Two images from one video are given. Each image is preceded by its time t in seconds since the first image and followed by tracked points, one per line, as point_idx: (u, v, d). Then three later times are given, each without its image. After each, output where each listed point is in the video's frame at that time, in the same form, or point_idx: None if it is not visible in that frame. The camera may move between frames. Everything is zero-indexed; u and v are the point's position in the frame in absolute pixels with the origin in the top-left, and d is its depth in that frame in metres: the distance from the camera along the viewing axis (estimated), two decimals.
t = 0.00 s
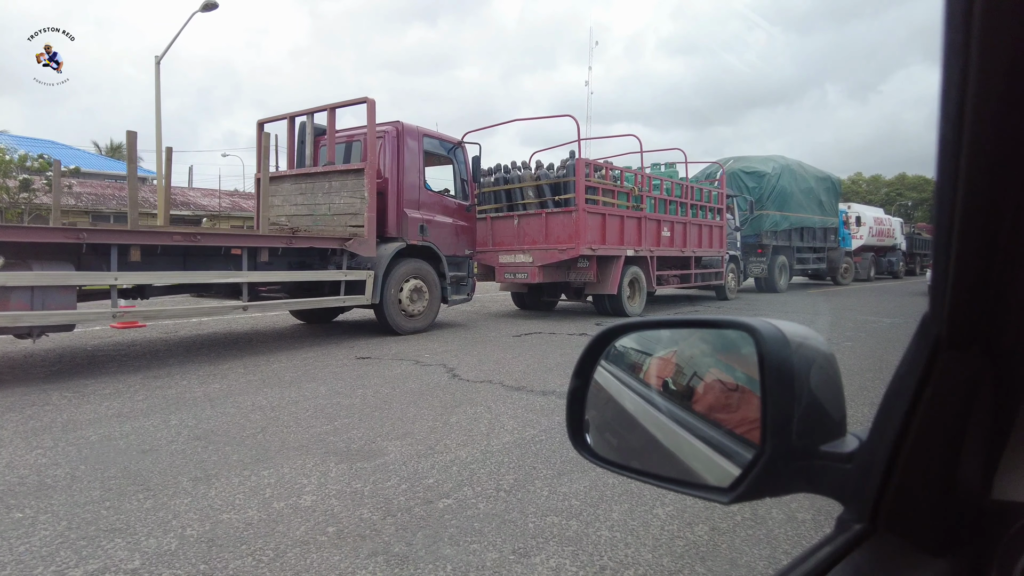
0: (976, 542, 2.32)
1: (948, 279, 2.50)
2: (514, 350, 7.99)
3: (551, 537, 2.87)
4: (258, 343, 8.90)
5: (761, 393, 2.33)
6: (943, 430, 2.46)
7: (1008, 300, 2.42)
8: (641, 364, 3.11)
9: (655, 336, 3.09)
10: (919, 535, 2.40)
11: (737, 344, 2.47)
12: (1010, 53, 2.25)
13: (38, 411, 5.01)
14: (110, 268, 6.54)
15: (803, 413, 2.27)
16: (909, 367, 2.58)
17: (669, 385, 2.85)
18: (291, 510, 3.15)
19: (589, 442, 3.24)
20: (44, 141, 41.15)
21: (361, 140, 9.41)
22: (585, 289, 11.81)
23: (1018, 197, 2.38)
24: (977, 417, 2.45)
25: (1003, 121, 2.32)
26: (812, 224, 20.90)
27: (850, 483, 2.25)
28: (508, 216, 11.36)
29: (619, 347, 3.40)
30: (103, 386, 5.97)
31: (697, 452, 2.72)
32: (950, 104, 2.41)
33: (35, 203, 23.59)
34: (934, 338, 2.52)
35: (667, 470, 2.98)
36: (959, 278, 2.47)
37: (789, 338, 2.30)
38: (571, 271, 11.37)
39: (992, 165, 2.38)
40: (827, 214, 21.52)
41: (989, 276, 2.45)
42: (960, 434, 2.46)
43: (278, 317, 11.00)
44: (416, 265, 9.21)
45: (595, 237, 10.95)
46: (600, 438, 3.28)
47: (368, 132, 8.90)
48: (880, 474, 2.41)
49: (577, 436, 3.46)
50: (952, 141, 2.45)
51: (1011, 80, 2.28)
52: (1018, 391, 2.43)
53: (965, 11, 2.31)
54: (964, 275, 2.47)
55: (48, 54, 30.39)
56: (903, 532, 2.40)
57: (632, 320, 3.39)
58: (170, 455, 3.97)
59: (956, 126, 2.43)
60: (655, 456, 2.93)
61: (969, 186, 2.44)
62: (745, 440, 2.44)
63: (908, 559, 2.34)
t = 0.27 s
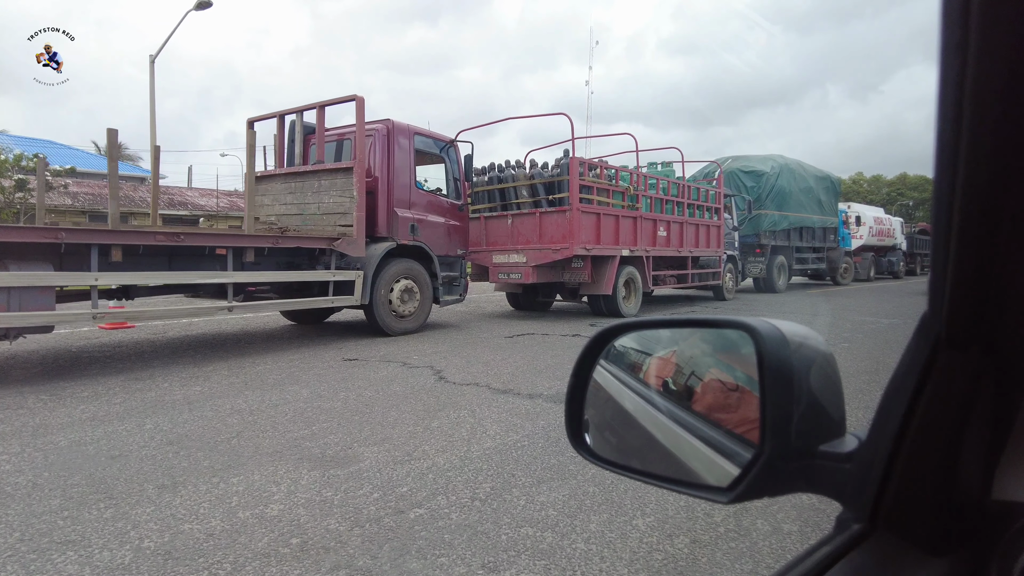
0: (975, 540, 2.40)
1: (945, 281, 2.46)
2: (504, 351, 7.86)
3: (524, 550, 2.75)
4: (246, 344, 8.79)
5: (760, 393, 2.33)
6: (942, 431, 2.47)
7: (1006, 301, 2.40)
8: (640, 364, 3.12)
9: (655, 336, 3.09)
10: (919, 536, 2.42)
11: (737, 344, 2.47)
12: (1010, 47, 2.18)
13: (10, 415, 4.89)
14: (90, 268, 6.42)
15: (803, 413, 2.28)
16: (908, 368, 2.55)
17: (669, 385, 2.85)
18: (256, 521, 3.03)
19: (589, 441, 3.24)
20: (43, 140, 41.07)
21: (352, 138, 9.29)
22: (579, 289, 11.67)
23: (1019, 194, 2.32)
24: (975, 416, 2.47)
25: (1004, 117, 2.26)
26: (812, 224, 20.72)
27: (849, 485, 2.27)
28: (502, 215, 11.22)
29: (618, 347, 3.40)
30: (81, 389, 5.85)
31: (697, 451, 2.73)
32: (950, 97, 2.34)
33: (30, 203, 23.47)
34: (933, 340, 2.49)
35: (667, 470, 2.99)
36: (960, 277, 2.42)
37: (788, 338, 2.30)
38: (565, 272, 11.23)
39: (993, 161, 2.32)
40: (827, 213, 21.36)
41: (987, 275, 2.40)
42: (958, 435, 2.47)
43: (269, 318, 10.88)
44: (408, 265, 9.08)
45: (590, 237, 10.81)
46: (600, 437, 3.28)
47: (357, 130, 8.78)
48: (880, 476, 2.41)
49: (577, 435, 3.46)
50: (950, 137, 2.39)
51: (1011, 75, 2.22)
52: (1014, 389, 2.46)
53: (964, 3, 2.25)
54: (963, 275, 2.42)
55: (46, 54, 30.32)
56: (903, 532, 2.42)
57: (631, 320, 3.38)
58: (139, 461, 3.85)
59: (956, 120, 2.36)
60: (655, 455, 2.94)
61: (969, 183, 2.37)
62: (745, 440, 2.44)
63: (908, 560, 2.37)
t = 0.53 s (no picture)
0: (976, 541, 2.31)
1: (946, 279, 2.33)
2: (493, 353, 7.70)
3: (487, 569, 2.59)
4: (231, 346, 8.64)
5: (761, 392, 2.28)
6: (945, 431, 2.34)
7: (1010, 301, 2.25)
8: (642, 364, 3.08)
9: (658, 336, 3.06)
10: (922, 538, 2.32)
11: (738, 343, 2.43)
12: (1010, 47, 2.08)
13: None
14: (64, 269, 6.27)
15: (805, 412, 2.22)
16: (911, 366, 2.41)
17: (671, 385, 2.81)
18: (209, 535, 2.88)
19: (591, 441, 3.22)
20: (41, 141, 41.02)
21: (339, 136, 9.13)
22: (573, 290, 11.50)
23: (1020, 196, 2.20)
24: (977, 417, 2.35)
25: (1004, 118, 2.15)
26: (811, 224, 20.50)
27: (849, 486, 2.18)
28: (494, 215, 11.05)
29: (620, 347, 3.37)
30: (53, 392, 5.71)
31: (697, 451, 2.68)
32: (951, 95, 2.23)
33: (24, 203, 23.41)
34: (934, 338, 2.34)
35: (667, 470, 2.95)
36: (960, 279, 2.29)
37: (790, 337, 2.25)
38: (558, 272, 11.05)
39: (993, 161, 2.20)
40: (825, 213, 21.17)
41: (989, 273, 2.26)
42: (960, 435, 2.36)
43: (258, 319, 10.74)
44: (396, 266, 8.92)
45: (582, 236, 10.64)
46: (601, 437, 3.26)
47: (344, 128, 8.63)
48: (881, 478, 2.29)
49: (577, 435, 3.45)
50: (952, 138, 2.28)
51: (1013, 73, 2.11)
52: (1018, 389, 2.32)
53: None
54: (965, 274, 2.28)
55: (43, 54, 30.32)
56: (904, 534, 2.33)
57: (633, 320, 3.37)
58: (98, 469, 3.70)
59: (956, 118, 2.25)
60: (655, 454, 2.90)
61: (969, 185, 2.25)
62: (746, 439, 2.38)
63: (911, 565, 2.27)
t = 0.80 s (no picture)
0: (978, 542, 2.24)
1: (948, 278, 2.30)
2: (477, 356, 7.50)
3: None
4: (212, 348, 8.47)
5: (760, 392, 2.21)
6: (947, 429, 2.30)
7: (1011, 301, 2.24)
8: (642, 363, 3.01)
9: (658, 335, 2.98)
10: (923, 537, 2.25)
11: (738, 343, 2.36)
12: (1009, 53, 2.09)
13: None
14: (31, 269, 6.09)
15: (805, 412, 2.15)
16: (912, 363, 2.37)
17: (671, 385, 2.74)
18: (144, 553, 2.70)
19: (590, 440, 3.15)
20: (37, 140, 40.88)
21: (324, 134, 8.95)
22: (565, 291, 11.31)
23: (1017, 200, 2.21)
24: (979, 416, 2.31)
25: (1003, 121, 2.16)
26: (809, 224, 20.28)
27: (851, 487, 2.11)
28: (484, 215, 10.86)
29: (620, 346, 3.31)
30: (17, 396, 5.53)
31: (697, 451, 2.61)
32: (951, 97, 2.23)
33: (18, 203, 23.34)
34: (935, 336, 2.31)
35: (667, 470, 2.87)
36: (960, 280, 2.27)
37: (790, 336, 2.18)
38: (549, 273, 10.85)
39: (993, 163, 2.20)
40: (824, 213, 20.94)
41: (991, 272, 2.25)
42: (962, 433, 2.31)
43: (244, 320, 10.57)
44: (382, 266, 8.73)
45: (573, 236, 10.45)
46: (599, 437, 3.19)
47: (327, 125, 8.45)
48: (883, 477, 2.23)
49: (577, 435, 3.38)
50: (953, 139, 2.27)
51: (1011, 78, 2.12)
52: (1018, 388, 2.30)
53: None
54: (965, 273, 2.26)
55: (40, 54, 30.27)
56: (906, 533, 2.25)
57: (633, 319, 3.30)
58: (43, 480, 3.53)
59: (956, 121, 2.25)
60: (655, 454, 2.83)
61: (969, 188, 2.25)
62: (746, 440, 2.31)
63: (913, 565, 2.20)
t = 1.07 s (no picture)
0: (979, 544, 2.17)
1: (950, 279, 2.17)
2: (463, 358, 7.34)
3: None
4: (195, 350, 8.32)
5: (761, 392, 2.15)
6: (948, 431, 2.22)
7: (1014, 301, 2.14)
8: (642, 364, 2.96)
9: (657, 335, 2.91)
10: (925, 540, 2.18)
11: (738, 343, 2.31)
12: (1013, 51, 1.92)
13: None
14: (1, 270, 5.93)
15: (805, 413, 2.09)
16: (911, 365, 2.28)
17: (671, 385, 2.69)
18: (83, 571, 2.55)
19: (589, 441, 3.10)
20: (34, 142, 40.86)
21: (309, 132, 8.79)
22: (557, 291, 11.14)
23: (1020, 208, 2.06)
24: (980, 416, 2.23)
25: (1008, 123, 1.99)
26: (807, 223, 20.08)
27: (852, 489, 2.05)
28: (475, 214, 10.68)
29: (620, 346, 3.26)
30: None
31: (698, 452, 2.56)
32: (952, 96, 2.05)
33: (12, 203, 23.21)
34: (935, 339, 2.21)
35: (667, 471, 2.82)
36: (960, 291, 2.15)
37: (790, 336, 2.13)
38: (541, 273, 10.67)
39: (996, 168, 2.04)
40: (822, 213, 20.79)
41: (992, 280, 2.12)
42: (963, 435, 2.24)
43: (232, 321, 10.42)
44: (368, 266, 8.56)
45: (565, 236, 10.28)
46: (599, 437, 3.14)
47: (313, 122, 8.29)
48: (882, 479, 2.16)
49: (576, 435, 3.32)
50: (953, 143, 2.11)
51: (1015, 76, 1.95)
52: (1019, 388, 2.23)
53: None
54: (966, 282, 2.13)
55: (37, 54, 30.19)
56: (908, 536, 2.18)
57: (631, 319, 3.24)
58: None
59: (957, 122, 2.07)
60: (655, 454, 2.78)
61: (971, 195, 2.09)
62: (746, 440, 2.25)
63: (915, 568, 2.13)
